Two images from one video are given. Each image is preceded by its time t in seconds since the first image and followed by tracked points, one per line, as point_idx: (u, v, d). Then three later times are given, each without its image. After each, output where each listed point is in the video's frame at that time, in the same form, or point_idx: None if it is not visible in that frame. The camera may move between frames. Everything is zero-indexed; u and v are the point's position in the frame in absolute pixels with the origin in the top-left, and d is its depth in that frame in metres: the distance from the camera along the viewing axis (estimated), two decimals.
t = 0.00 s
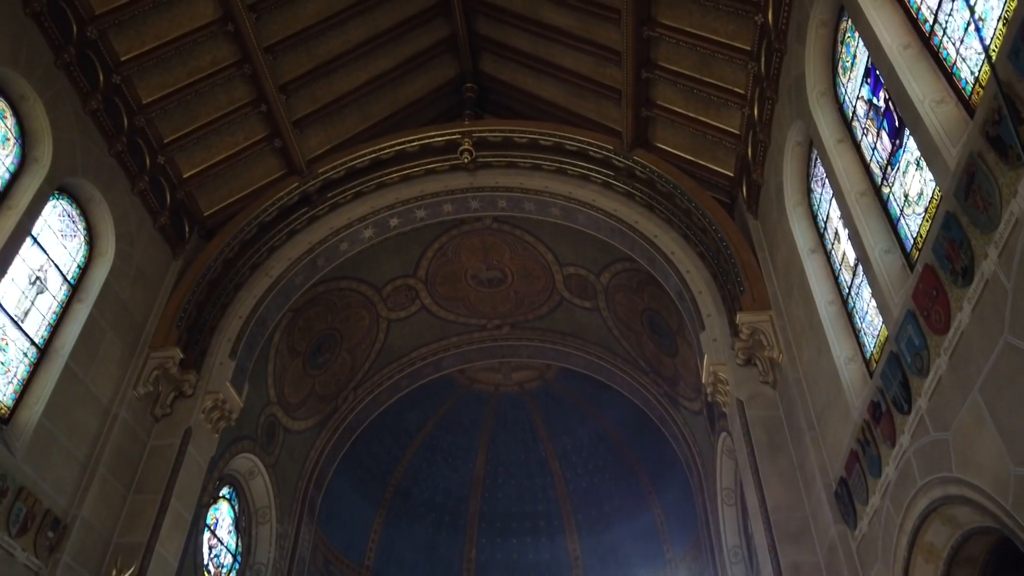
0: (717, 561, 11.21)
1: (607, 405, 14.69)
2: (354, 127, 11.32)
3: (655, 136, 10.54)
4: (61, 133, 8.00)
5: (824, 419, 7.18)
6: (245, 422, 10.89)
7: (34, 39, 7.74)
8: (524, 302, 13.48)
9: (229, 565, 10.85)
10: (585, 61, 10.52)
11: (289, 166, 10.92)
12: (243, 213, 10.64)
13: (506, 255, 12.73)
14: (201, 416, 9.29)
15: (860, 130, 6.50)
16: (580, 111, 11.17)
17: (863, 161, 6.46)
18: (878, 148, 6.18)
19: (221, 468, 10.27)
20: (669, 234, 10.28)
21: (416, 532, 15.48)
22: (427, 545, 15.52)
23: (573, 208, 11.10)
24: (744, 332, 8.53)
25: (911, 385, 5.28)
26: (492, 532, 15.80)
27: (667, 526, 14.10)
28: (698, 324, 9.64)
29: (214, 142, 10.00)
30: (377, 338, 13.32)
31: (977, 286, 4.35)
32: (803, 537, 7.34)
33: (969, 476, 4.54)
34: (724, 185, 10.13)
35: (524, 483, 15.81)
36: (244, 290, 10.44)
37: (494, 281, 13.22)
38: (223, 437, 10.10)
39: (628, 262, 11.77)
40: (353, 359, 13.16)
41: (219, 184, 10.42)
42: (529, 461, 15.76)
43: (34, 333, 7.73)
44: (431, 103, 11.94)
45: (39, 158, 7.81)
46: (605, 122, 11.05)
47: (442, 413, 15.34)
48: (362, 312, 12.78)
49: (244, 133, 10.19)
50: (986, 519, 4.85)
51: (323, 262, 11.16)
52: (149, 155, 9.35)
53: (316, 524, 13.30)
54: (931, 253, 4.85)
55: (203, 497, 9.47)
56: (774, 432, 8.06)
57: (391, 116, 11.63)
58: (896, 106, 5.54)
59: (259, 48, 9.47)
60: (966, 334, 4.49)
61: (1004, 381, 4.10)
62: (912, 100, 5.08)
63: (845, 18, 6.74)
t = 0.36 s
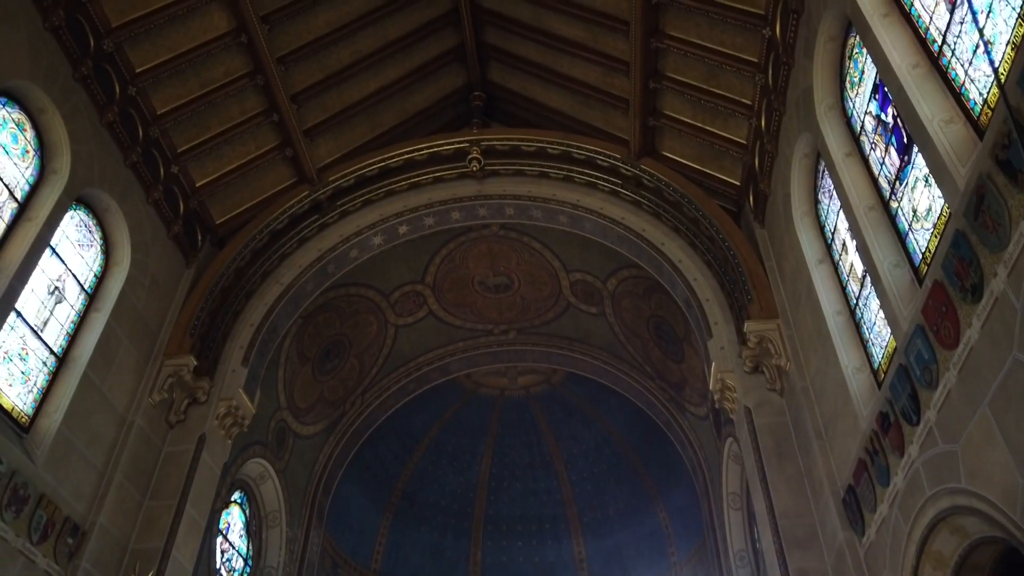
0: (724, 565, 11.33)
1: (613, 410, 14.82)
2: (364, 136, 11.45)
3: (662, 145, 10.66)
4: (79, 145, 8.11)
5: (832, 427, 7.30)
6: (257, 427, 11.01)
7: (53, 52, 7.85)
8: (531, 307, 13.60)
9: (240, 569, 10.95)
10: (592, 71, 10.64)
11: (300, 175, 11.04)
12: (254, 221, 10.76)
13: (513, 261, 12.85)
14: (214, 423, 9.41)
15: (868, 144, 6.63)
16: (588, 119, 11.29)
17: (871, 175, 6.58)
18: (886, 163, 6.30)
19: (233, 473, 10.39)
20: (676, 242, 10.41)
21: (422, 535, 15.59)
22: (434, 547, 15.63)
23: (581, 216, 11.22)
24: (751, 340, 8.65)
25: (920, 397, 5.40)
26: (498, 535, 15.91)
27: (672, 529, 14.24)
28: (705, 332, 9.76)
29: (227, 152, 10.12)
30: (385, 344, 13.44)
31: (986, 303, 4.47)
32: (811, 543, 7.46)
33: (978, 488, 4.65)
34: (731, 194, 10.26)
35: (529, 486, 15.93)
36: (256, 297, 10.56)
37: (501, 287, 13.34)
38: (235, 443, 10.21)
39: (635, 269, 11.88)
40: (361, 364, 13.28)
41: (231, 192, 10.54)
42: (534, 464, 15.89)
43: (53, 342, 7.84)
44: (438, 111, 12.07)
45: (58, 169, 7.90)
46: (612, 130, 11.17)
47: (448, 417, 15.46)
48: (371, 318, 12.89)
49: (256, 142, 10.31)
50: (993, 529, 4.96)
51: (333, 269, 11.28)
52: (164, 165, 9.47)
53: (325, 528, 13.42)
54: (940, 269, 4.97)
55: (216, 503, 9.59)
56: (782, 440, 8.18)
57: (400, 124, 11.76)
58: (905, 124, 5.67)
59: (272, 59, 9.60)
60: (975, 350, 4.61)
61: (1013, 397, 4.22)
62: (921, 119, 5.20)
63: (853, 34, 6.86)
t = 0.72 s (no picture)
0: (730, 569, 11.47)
1: (618, 413, 14.94)
2: (372, 144, 11.56)
3: (669, 154, 10.78)
4: (96, 156, 8.23)
5: (839, 435, 7.42)
6: (268, 432, 11.12)
7: (71, 65, 7.96)
8: (537, 312, 13.70)
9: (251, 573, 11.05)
10: (599, 80, 10.76)
11: (310, 183, 11.15)
12: (265, 228, 10.88)
13: (520, 267, 12.96)
14: (227, 429, 9.52)
15: (875, 158, 6.74)
16: (595, 128, 11.41)
17: (878, 189, 6.70)
18: (894, 177, 6.42)
19: (245, 478, 10.49)
20: (683, 249, 10.52)
21: (428, 538, 15.71)
22: (440, 550, 15.75)
23: (588, 223, 11.32)
24: (759, 348, 8.76)
25: (928, 409, 5.52)
26: (503, 538, 16.02)
27: (677, 532, 14.38)
28: (712, 338, 9.89)
29: (238, 160, 10.23)
30: (393, 348, 13.56)
31: (994, 320, 4.59)
32: (819, 550, 7.57)
33: (986, 499, 4.76)
34: (737, 202, 10.38)
35: (534, 489, 16.05)
36: (266, 304, 10.67)
37: (508, 293, 13.44)
38: (247, 448, 10.32)
39: (640, 275, 11.99)
40: (369, 369, 13.39)
41: (242, 200, 10.65)
42: (539, 467, 16.01)
43: (71, 351, 7.95)
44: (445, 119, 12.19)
45: (76, 181, 8.01)
46: (619, 139, 11.29)
47: (454, 420, 15.57)
48: (378, 323, 13.01)
49: (267, 151, 10.42)
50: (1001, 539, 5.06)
51: (343, 275, 11.39)
52: (177, 174, 9.58)
53: (333, 532, 13.54)
54: (949, 285, 5.09)
55: (229, 508, 9.69)
56: (789, 447, 8.28)
57: (408, 132, 11.87)
58: (913, 140, 5.79)
59: (284, 69, 9.71)
60: (983, 365, 4.72)
61: (1020, 412, 4.33)
62: (930, 137, 5.32)
63: (861, 49, 6.98)
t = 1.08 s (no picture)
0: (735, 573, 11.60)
1: (622, 418, 15.06)
2: (382, 151, 11.68)
3: (676, 162, 10.89)
4: (112, 167, 8.33)
5: (846, 443, 7.54)
6: (278, 438, 11.23)
7: (88, 78, 8.07)
8: (543, 317, 13.81)
9: None
10: (606, 89, 10.88)
11: (320, 191, 11.26)
12: (276, 236, 11.00)
13: (526, 274, 13.07)
14: (239, 435, 9.63)
15: (883, 172, 6.86)
16: (602, 136, 11.52)
17: (886, 202, 6.81)
18: (901, 191, 6.54)
19: (257, 483, 10.59)
20: (689, 257, 10.63)
21: (434, 540, 15.82)
22: (446, 553, 15.87)
23: (595, 230, 11.44)
24: (766, 356, 8.87)
25: (937, 420, 5.64)
26: (509, 541, 16.14)
27: (682, 535, 14.53)
28: (719, 345, 10.01)
29: (250, 169, 10.34)
30: (400, 353, 13.66)
31: (1003, 335, 4.70)
32: (826, 556, 7.69)
33: (994, 509, 4.87)
34: (743, 211, 10.49)
35: (539, 492, 16.17)
36: (277, 311, 10.78)
37: (515, 298, 13.56)
38: (259, 454, 10.43)
39: (646, 282, 12.09)
40: (377, 373, 13.50)
41: (253, 208, 10.76)
42: (544, 471, 16.13)
43: (89, 360, 8.06)
44: (452, 127, 12.30)
45: (93, 192, 8.12)
46: (626, 147, 11.40)
47: (460, 424, 15.67)
48: (386, 329, 13.12)
49: (278, 160, 10.54)
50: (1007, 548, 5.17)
51: (352, 282, 11.50)
52: (190, 183, 9.69)
53: (341, 535, 13.65)
54: (957, 300, 5.22)
55: (242, 513, 9.80)
56: (796, 454, 8.39)
57: (417, 139, 11.99)
58: (921, 156, 5.91)
59: (296, 79, 9.83)
60: (991, 379, 4.84)
61: None
62: (938, 154, 5.44)
63: (868, 64, 7.10)
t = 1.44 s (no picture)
0: None
1: (627, 421, 15.19)
2: (390, 159, 11.79)
3: (682, 170, 11.01)
4: (128, 177, 8.45)
5: (853, 450, 7.66)
6: (289, 443, 11.35)
7: (106, 90, 8.18)
8: (549, 322, 13.92)
9: None
10: (614, 98, 11.00)
11: (330, 198, 11.38)
12: (287, 243, 11.12)
13: (533, 279, 13.18)
14: (252, 441, 9.75)
15: (890, 185, 6.98)
16: (608, 144, 11.64)
17: (893, 215, 6.93)
18: (909, 204, 6.66)
19: (269, 488, 10.71)
20: (696, 264, 10.75)
21: (440, 543, 15.95)
22: (452, 555, 15.99)
23: (602, 237, 11.55)
24: (773, 363, 8.98)
25: (944, 431, 5.76)
26: (514, 543, 16.27)
27: (686, 538, 14.68)
28: (726, 352, 10.14)
29: (261, 177, 10.45)
30: (407, 358, 13.77)
31: (1011, 350, 4.82)
32: (833, 561, 7.80)
33: (1001, 519, 4.99)
34: (749, 218, 10.61)
35: (544, 495, 16.30)
36: (288, 318, 10.90)
37: (521, 303, 13.67)
38: (271, 459, 10.55)
39: (652, 288, 12.20)
40: (385, 378, 13.61)
41: (264, 216, 10.88)
42: (549, 474, 16.26)
43: (106, 368, 8.17)
44: (460, 134, 12.42)
45: (110, 203, 8.25)
46: (633, 154, 11.52)
47: (466, 428, 15.78)
48: (394, 334, 13.23)
49: (289, 168, 10.65)
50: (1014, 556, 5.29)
51: (361, 288, 11.62)
52: (203, 192, 9.81)
53: (349, 538, 13.77)
54: (966, 314, 5.34)
55: (254, 518, 9.92)
56: (803, 460, 8.51)
57: (425, 147, 12.10)
58: (928, 171, 6.02)
59: (308, 89, 9.94)
60: (998, 392, 4.96)
61: None
62: (947, 171, 5.56)
63: (875, 78, 7.22)
